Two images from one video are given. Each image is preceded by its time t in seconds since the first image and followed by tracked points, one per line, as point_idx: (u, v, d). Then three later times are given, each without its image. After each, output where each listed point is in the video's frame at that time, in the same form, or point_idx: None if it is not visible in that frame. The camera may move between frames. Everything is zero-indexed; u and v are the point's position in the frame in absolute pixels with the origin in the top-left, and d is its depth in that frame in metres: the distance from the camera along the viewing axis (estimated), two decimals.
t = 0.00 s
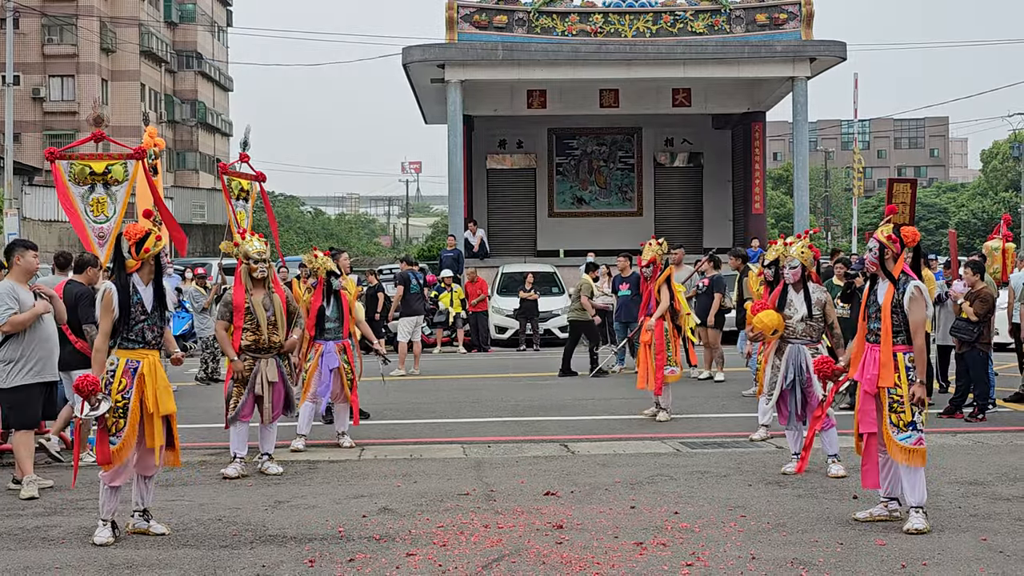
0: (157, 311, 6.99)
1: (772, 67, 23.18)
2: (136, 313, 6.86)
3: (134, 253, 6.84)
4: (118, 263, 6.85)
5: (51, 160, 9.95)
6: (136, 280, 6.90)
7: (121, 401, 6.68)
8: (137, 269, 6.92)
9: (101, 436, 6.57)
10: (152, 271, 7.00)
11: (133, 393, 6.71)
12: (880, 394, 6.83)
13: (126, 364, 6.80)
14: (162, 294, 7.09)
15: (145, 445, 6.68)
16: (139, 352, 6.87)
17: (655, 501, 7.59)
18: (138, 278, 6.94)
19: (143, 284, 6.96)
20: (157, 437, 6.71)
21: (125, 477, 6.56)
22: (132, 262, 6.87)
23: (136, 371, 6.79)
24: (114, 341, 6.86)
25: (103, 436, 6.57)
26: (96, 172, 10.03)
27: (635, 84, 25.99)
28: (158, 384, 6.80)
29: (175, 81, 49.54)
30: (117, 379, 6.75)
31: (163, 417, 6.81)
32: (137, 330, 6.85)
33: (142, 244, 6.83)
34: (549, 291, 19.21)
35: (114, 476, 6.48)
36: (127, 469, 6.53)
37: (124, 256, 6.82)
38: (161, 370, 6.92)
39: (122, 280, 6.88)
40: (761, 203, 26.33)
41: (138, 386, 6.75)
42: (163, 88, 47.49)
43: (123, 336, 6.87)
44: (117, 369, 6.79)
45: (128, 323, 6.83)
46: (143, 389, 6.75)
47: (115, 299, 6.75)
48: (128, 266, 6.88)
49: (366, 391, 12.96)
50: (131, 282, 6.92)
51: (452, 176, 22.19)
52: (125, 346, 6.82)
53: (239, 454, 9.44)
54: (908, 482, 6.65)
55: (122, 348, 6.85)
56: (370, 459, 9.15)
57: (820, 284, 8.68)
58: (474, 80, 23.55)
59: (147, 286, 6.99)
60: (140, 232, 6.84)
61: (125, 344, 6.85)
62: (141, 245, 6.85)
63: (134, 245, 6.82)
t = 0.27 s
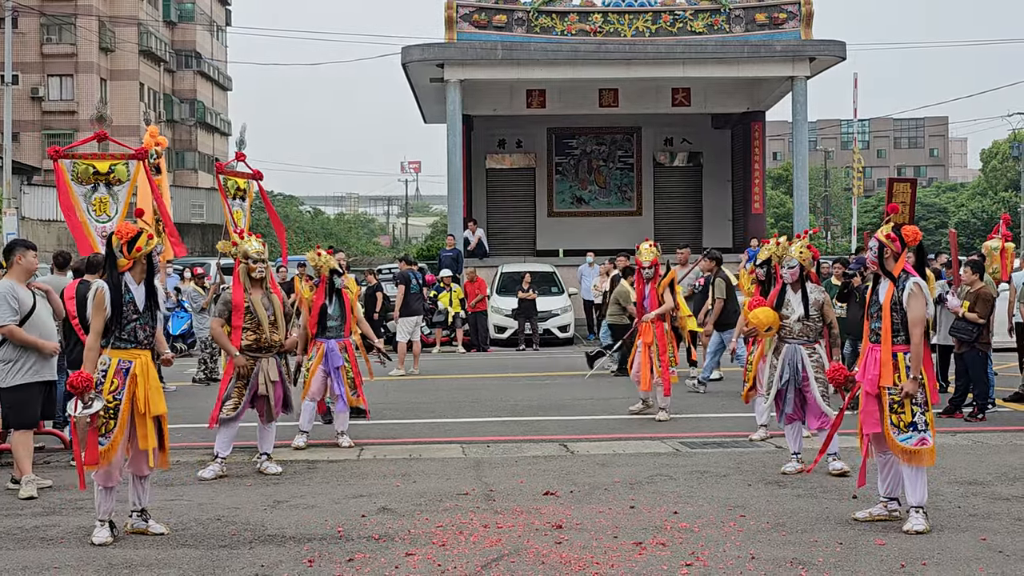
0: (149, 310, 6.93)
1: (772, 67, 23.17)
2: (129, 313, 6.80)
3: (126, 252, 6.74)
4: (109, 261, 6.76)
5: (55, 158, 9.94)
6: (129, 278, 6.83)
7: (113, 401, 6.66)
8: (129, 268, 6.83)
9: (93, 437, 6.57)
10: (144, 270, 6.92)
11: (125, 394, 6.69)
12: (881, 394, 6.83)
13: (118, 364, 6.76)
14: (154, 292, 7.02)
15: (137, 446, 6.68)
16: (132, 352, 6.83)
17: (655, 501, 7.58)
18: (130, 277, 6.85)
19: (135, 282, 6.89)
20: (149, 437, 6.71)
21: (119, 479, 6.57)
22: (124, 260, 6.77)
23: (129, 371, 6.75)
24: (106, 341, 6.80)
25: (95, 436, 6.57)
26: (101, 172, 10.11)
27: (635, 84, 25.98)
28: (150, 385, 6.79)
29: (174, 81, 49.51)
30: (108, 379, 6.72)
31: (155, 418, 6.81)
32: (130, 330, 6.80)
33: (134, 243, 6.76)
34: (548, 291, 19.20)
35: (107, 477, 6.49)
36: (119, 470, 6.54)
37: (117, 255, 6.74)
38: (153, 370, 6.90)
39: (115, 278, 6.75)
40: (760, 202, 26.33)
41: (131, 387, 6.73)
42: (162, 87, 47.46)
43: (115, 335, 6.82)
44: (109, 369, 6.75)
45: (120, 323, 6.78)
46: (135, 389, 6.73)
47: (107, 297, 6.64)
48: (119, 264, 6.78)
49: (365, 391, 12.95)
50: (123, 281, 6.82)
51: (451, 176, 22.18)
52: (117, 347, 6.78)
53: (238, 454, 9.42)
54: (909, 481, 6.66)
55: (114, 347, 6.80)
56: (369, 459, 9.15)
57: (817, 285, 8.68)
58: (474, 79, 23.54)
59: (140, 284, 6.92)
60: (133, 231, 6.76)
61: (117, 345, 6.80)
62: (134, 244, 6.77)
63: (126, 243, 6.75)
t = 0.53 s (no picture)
0: (143, 308, 6.91)
1: (771, 65, 23.15)
2: (123, 310, 6.78)
3: (118, 250, 6.73)
4: (103, 260, 6.75)
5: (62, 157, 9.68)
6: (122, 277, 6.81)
7: (108, 400, 6.63)
8: (123, 266, 6.83)
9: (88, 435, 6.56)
10: (138, 269, 6.91)
11: (120, 393, 6.67)
12: (882, 393, 6.81)
13: (112, 363, 6.74)
14: (148, 290, 7.00)
15: (131, 445, 6.66)
16: (126, 351, 6.82)
17: (654, 500, 7.57)
18: (124, 275, 6.84)
19: (129, 280, 6.87)
20: (145, 436, 6.69)
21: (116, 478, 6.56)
22: (117, 258, 6.76)
23: (123, 369, 6.73)
24: (100, 340, 6.79)
25: (90, 436, 6.56)
26: (106, 171, 10.15)
27: (635, 81, 25.96)
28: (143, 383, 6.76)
29: (173, 79, 49.50)
30: (103, 378, 6.70)
31: (149, 416, 6.78)
32: (124, 328, 6.79)
33: (127, 241, 6.73)
34: (548, 289, 19.20)
35: (105, 476, 6.48)
36: (116, 469, 6.53)
37: (110, 253, 6.72)
38: (148, 368, 6.87)
39: (108, 276, 6.76)
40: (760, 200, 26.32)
41: (125, 386, 6.72)
42: (161, 85, 47.46)
43: (110, 333, 6.81)
44: (103, 368, 6.72)
45: (115, 321, 6.76)
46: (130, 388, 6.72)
47: (101, 296, 6.65)
48: (113, 263, 6.77)
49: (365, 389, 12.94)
50: (117, 280, 6.81)
51: (451, 174, 22.16)
52: (111, 345, 6.76)
53: (237, 453, 9.41)
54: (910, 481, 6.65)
55: (108, 346, 6.79)
56: (369, 457, 9.14)
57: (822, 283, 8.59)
58: (473, 77, 23.52)
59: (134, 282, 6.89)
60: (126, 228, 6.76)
61: (111, 343, 6.79)
62: (127, 241, 6.75)
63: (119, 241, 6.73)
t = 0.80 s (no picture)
0: (141, 304, 6.91)
1: (773, 61, 23.12)
2: (121, 307, 6.78)
3: (115, 246, 6.75)
4: (100, 255, 6.77)
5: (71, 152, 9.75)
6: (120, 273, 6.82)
7: (105, 396, 6.64)
8: (120, 262, 6.84)
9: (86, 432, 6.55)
10: (135, 265, 6.91)
11: (117, 389, 6.68)
12: (879, 389, 6.80)
13: (110, 359, 6.74)
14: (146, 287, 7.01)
15: (128, 441, 6.66)
16: (124, 347, 6.81)
17: (656, 495, 7.57)
18: (121, 271, 6.85)
19: (127, 277, 6.88)
20: (144, 432, 6.71)
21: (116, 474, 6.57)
22: (114, 254, 6.78)
23: (121, 366, 6.73)
24: (97, 336, 6.78)
25: (88, 432, 6.55)
26: (112, 167, 10.11)
27: (636, 77, 25.93)
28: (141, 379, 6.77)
29: (174, 74, 49.47)
30: (100, 375, 6.70)
31: (147, 413, 6.78)
32: (121, 324, 6.80)
33: (123, 237, 6.75)
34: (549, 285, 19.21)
35: (105, 472, 6.49)
36: (115, 465, 6.53)
37: (107, 248, 6.75)
38: (146, 364, 6.87)
39: (106, 272, 6.77)
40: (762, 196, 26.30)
41: (122, 383, 6.72)
42: (162, 81, 47.42)
43: (107, 330, 6.81)
44: (100, 364, 6.72)
45: (112, 318, 6.76)
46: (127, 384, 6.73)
47: (98, 293, 6.66)
48: (110, 259, 6.79)
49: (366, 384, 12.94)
50: (115, 276, 6.82)
51: (452, 169, 22.15)
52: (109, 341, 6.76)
53: (239, 448, 9.41)
54: (909, 476, 6.65)
55: (106, 343, 6.78)
56: (369, 453, 9.14)
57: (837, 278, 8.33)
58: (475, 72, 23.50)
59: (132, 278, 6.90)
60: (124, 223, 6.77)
61: (109, 339, 6.79)
62: (123, 237, 6.76)
63: (115, 237, 6.74)
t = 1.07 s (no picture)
0: (139, 302, 6.90)
1: (774, 55, 23.11)
2: (115, 305, 6.78)
3: (109, 241, 6.76)
4: (96, 252, 6.79)
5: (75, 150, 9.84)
6: (115, 269, 6.82)
7: (100, 391, 6.65)
8: (114, 258, 6.85)
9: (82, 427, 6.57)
10: (130, 261, 6.90)
11: (112, 385, 6.66)
12: (873, 383, 6.81)
13: (105, 355, 6.75)
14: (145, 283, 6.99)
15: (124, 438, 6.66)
16: (120, 343, 6.80)
17: (657, 489, 7.58)
18: (116, 267, 6.85)
19: (122, 273, 6.86)
20: (138, 429, 6.65)
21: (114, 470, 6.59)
22: (109, 250, 6.81)
23: (116, 362, 6.73)
24: (93, 331, 6.79)
25: (84, 427, 6.58)
26: (114, 163, 10.21)
27: (637, 71, 25.92)
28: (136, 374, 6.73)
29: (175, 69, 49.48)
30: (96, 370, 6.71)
31: (143, 410, 6.72)
32: (116, 322, 6.79)
33: (116, 232, 6.75)
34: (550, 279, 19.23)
35: (102, 468, 6.50)
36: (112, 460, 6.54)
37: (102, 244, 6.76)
38: (143, 360, 6.85)
39: (101, 269, 6.77)
40: (763, 190, 26.29)
41: (118, 378, 6.71)
42: (163, 76, 47.43)
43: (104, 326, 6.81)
44: (96, 359, 6.74)
45: (108, 314, 6.77)
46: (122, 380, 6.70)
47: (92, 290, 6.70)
48: (105, 255, 6.81)
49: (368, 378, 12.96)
50: (110, 272, 6.82)
51: (453, 164, 22.16)
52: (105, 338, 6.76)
53: (240, 442, 9.42)
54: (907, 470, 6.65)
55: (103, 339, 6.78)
56: (370, 447, 9.15)
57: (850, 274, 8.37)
58: (476, 67, 23.51)
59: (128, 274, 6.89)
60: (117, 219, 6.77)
61: (104, 335, 6.78)
62: (115, 233, 6.75)
63: (109, 233, 6.75)
